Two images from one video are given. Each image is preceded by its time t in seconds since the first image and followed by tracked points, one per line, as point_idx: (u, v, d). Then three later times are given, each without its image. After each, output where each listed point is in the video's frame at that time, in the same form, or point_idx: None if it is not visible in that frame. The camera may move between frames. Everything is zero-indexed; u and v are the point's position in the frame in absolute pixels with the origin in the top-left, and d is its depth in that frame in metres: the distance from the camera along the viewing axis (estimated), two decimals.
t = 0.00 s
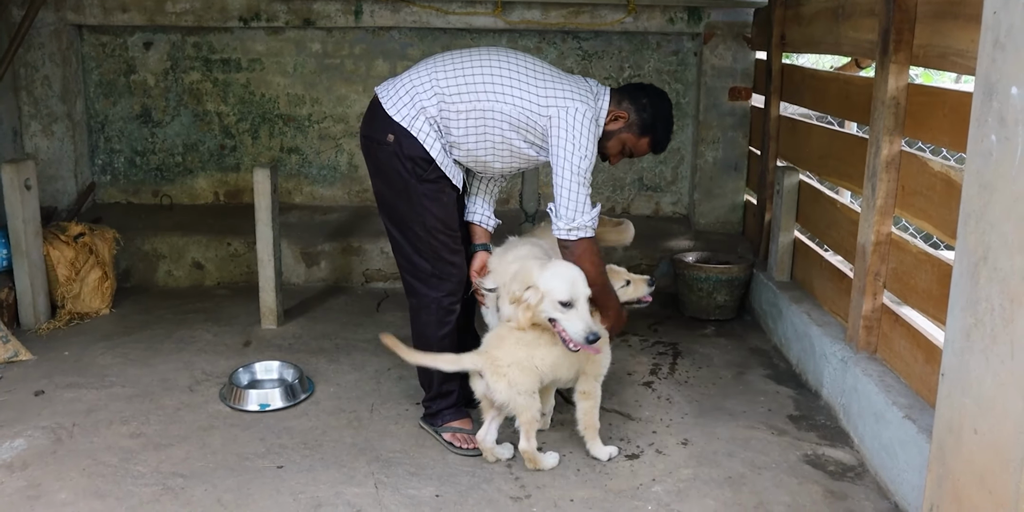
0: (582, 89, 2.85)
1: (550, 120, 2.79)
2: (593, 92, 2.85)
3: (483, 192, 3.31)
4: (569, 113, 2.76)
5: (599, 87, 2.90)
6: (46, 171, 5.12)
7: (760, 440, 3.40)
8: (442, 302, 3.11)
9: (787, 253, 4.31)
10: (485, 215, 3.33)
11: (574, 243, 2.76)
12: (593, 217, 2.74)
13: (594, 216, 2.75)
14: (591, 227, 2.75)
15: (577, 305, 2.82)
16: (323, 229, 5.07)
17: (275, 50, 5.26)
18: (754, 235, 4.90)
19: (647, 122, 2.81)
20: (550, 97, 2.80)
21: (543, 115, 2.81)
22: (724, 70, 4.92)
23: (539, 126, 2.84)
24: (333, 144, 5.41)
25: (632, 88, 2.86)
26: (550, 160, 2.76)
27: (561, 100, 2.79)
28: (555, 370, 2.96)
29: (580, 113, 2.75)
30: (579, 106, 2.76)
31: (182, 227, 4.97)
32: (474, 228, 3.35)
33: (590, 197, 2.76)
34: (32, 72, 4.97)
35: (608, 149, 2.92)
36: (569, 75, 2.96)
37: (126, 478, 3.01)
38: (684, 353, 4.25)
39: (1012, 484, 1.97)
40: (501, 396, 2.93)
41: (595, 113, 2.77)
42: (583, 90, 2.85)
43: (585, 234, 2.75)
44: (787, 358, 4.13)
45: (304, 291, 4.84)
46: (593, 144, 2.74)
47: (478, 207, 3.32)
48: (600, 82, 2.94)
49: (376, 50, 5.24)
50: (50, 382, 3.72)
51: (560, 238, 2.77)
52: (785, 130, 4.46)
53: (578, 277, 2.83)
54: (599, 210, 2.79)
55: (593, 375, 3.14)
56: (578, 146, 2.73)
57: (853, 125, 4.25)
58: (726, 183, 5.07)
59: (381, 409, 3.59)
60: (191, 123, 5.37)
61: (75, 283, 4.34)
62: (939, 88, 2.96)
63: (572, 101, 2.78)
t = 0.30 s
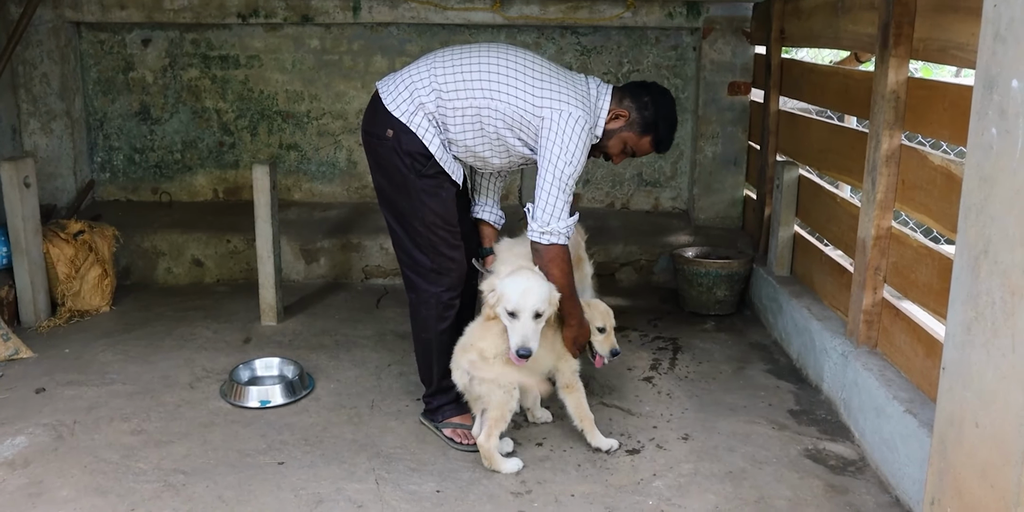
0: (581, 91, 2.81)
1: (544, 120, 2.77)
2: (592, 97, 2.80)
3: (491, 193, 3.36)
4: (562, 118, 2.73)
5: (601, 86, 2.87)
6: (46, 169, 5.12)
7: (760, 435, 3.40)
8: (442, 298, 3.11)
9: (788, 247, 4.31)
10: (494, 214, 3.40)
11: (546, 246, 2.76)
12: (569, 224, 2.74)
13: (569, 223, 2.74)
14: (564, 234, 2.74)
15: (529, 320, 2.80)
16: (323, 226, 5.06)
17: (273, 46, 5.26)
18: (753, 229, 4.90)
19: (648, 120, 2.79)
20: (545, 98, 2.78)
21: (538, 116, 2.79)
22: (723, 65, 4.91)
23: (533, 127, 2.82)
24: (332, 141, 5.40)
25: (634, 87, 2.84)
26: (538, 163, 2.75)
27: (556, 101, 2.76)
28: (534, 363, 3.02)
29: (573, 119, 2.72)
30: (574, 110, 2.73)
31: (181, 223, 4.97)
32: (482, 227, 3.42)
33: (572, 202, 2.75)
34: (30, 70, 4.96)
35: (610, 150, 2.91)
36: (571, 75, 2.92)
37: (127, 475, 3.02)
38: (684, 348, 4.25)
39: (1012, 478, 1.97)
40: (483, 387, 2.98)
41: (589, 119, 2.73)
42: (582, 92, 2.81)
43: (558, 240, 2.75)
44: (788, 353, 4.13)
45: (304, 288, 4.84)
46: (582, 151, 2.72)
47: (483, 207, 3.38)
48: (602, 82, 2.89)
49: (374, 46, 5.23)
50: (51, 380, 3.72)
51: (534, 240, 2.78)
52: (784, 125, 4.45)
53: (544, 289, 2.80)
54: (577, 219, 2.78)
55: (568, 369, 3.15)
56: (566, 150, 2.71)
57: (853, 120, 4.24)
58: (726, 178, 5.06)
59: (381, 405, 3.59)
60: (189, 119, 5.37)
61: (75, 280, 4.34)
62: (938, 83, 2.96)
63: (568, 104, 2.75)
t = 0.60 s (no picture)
0: (583, 88, 2.79)
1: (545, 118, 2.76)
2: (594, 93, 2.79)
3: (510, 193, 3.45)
4: (565, 115, 2.71)
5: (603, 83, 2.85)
6: (48, 167, 5.12)
7: (764, 430, 3.40)
8: (444, 294, 3.12)
9: (791, 242, 4.31)
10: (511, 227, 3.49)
11: (563, 246, 2.71)
12: (583, 221, 2.70)
13: (580, 222, 2.71)
14: (576, 233, 2.70)
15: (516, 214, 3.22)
16: (326, 223, 5.06)
17: (275, 43, 5.26)
18: (756, 225, 4.90)
19: (648, 118, 2.77)
20: (546, 95, 2.76)
21: (539, 113, 2.77)
22: (726, 60, 4.91)
23: (536, 124, 2.80)
24: (334, 138, 5.40)
25: (635, 85, 2.82)
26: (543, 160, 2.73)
27: (557, 99, 2.75)
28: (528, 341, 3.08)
29: (575, 115, 2.70)
30: (576, 106, 2.71)
31: (183, 221, 4.97)
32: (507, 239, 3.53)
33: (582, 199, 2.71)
34: (32, 68, 4.96)
35: (609, 147, 2.89)
36: (572, 71, 2.90)
37: (132, 472, 3.02)
38: (688, 343, 4.25)
39: (1017, 472, 1.97)
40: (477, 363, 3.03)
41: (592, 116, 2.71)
42: (584, 88, 2.80)
43: (575, 237, 2.70)
44: (791, 348, 4.13)
45: (308, 285, 4.84)
46: (586, 148, 2.70)
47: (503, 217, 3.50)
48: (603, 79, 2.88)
49: (376, 42, 5.23)
50: (55, 377, 3.72)
51: (547, 240, 2.73)
52: (787, 121, 4.45)
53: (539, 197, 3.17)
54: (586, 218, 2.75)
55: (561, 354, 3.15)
56: (571, 148, 2.68)
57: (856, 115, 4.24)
58: (729, 173, 5.06)
59: (385, 402, 3.58)
60: (191, 117, 5.37)
61: (78, 278, 4.34)
62: (941, 77, 2.96)
63: (569, 101, 2.73)
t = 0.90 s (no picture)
0: (580, 81, 2.78)
1: (540, 112, 2.77)
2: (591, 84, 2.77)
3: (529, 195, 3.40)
4: (559, 108, 2.71)
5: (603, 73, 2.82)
6: (53, 166, 5.13)
7: (770, 427, 3.40)
8: (449, 292, 3.11)
9: (796, 239, 4.31)
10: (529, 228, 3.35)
11: (544, 238, 2.73)
12: (568, 214, 2.71)
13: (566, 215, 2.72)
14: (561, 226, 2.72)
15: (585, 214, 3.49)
16: (331, 221, 5.06)
17: (280, 41, 5.26)
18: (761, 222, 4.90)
19: (651, 102, 2.75)
20: (541, 89, 2.77)
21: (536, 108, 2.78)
22: (731, 57, 4.90)
23: (532, 118, 2.80)
24: (339, 136, 5.40)
25: (637, 70, 2.80)
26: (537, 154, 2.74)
27: (552, 92, 2.76)
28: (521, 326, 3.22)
29: (569, 109, 2.70)
30: (570, 100, 2.71)
31: (189, 220, 4.98)
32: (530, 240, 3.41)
33: (571, 193, 2.72)
34: (38, 67, 4.97)
35: (615, 135, 2.87)
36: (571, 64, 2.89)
37: (138, 470, 3.02)
38: (693, 340, 4.25)
39: None
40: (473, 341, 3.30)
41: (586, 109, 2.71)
42: (581, 81, 2.79)
43: (558, 231, 2.72)
44: (797, 345, 4.12)
45: (313, 283, 4.85)
46: (579, 142, 2.69)
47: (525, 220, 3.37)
48: (603, 66, 2.86)
49: (381, 40, 5.23)
50: (61, 375, 3.73)
51: (532, 232, 2.75)
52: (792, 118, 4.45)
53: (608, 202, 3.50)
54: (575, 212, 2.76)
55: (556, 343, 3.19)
56: (563, 140, 2.69)
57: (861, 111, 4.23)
58: (734, 170, 5.06)
59: (391, 400, 3.59)
60: (197, 115, 5.38)
61: (84, 276, 4.35)
62: (946, 72, 2.95)
63: (564, 94, 2.73)
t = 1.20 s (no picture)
0: (569, 88, 2.72)
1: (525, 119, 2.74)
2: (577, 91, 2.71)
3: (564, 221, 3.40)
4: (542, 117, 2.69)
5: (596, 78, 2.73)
6: (60, 168, 5.15)
7: (773, 432, 3.39)
8: (448, 295, 3.11)
9: (800, 244, 4.30)
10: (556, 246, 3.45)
11: (515, 237, 2.79)
12: (538, 220, 2.75)
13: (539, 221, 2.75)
14: (534, 228, 2.76)
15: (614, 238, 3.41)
16: (336, 224, 5.07)
17: (286, 45, 5.28)
18: (766, 227, 4.89)
19: (640, 110, 2.61)
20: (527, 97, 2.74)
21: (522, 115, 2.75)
22: (736, 62, 4.91)
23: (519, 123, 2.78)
24: (344, 139, 5.42)
25: (629, 77, 2.67)
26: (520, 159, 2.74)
27: (538, 99, 2.72)
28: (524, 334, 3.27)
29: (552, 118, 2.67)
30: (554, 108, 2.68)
31: (194, 222, 4.99)
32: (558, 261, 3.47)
33: (546, 200, 2.73)
34: (45, 69, 5.00)
35: (608, 143, 2.76)
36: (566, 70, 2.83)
37: (142, 471, 3.03)
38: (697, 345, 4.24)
39: None
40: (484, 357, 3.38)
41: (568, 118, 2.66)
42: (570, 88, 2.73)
43: (528, 234, 2.77)
44: (801, 351, 4.11)
45: (318, 286, 4.86)
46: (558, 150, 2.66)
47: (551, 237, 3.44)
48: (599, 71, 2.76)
49: (386, 44, 5.25)
50: (66, 377, 3.74)
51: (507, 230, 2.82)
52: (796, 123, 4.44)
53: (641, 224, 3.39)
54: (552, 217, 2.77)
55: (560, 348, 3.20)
56: (541, 148, 2.67)
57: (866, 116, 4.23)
58: (738, 175, 5.06)
59: (395, 403, 3.59)
60: (202, 118, 5.39)
61: (90, 278, 4.36)
62: (952, 77, 2.95)
63: (548, 103, 2.70)
